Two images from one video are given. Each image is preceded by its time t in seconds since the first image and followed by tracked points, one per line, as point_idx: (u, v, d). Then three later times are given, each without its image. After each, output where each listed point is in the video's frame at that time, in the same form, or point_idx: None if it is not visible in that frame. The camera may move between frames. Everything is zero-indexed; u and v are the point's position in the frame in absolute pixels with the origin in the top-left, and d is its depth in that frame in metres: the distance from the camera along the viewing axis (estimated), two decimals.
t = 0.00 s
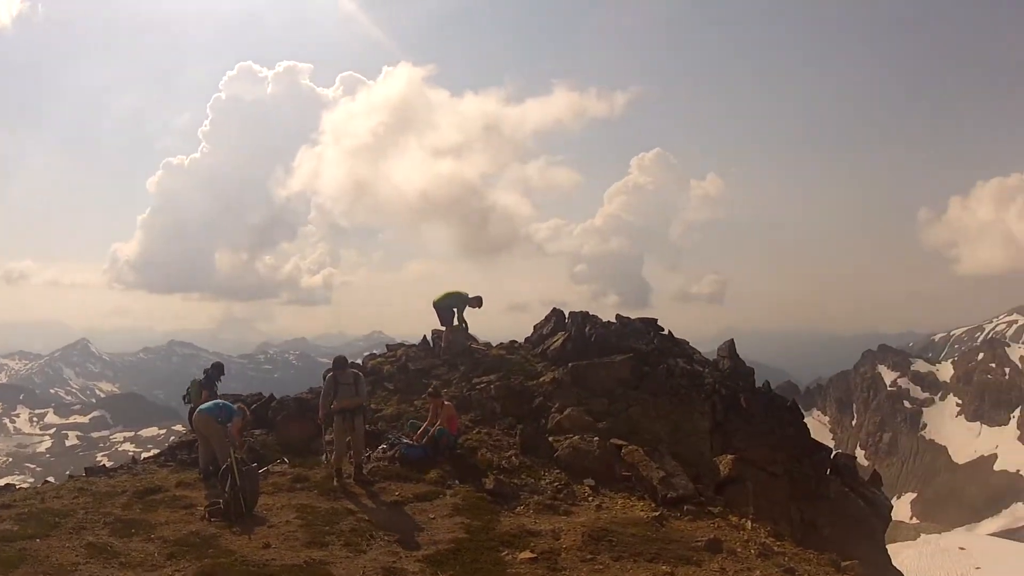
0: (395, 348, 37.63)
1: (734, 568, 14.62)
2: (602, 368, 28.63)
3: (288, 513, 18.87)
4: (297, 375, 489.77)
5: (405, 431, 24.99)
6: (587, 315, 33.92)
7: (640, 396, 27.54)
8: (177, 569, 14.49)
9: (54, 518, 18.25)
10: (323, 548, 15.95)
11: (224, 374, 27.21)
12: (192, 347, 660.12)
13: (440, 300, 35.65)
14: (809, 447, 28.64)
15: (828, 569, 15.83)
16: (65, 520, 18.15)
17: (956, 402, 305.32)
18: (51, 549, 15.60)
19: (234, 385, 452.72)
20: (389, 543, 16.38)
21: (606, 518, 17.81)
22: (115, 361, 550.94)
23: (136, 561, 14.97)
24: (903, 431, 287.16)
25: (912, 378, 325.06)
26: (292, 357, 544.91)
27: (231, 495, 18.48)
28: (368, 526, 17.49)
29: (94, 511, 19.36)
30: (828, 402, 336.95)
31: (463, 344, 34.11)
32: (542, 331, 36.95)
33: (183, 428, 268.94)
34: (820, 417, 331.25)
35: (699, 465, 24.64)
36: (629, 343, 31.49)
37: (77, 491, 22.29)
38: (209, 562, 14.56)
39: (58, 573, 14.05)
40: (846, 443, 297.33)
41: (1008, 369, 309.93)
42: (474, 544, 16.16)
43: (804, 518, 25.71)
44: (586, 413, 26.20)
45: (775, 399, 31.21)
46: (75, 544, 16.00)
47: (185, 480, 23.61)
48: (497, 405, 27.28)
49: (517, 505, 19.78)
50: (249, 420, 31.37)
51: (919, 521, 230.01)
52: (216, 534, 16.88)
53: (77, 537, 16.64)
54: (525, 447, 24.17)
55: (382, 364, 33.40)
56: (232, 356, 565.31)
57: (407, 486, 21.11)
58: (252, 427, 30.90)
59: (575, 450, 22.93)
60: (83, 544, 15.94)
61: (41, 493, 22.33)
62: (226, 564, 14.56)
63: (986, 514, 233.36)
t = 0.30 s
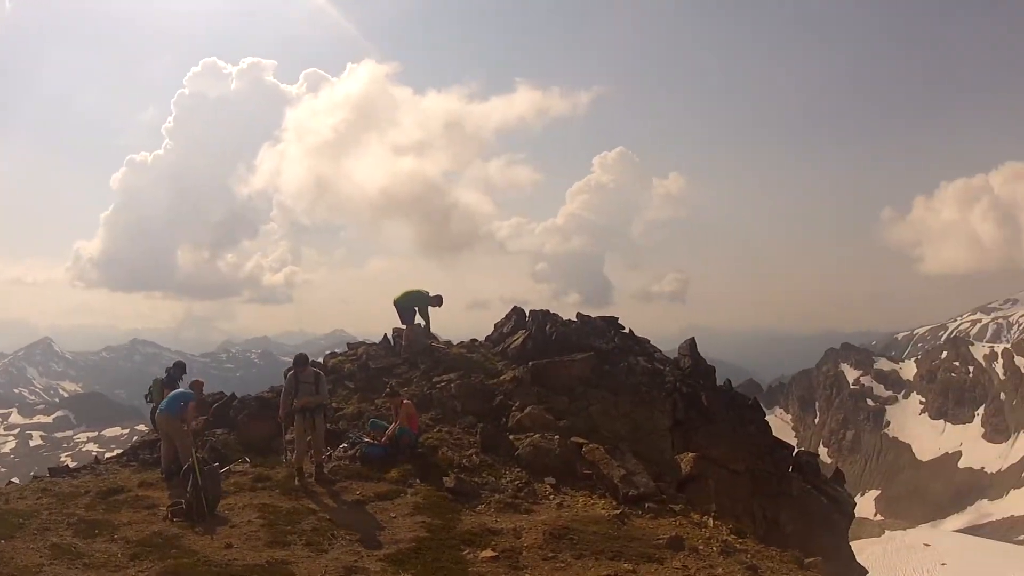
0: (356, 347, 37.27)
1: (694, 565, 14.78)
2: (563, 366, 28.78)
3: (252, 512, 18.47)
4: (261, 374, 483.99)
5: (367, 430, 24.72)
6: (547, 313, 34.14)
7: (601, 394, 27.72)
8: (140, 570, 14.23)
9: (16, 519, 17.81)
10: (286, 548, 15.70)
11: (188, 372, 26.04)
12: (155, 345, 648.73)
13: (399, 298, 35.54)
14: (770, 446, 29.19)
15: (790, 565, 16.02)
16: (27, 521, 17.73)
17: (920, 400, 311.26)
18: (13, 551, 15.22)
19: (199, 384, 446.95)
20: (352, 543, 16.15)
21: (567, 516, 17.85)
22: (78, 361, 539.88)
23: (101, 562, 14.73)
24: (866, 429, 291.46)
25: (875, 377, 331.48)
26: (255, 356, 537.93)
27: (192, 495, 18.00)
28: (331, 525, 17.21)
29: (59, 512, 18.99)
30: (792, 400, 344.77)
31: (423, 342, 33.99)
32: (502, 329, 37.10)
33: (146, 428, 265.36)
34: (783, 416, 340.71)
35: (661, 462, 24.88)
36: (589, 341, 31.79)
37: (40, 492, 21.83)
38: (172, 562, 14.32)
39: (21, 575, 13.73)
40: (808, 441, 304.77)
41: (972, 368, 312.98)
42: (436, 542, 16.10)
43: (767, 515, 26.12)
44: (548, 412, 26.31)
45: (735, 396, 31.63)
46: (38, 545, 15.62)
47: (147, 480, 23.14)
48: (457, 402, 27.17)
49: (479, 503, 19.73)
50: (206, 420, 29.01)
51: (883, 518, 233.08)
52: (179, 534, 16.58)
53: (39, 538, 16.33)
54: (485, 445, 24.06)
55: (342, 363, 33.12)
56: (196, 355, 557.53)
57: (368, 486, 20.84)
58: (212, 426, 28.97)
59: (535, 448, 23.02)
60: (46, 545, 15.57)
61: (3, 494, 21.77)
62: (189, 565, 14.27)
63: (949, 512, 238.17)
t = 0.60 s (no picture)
0: (313, 350, 36.92)
1: (654, 566, 14.86)
2: (521, 369, 28.97)
3: (212, 514, 18.21)
4: (224, 376, 476.49)
5: (326, 432, 24.50)
6: (504, 316, 34.48)
7: (560, 398, 27.91)
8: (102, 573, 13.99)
9: None
10: (246, 550, 15.50)
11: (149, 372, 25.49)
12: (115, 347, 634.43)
13: (357, 300, 35.42)
14: (726, 447, 29.81)
15: (749, 565, 16.17)
16: None
17: (881, 401, 314.68)
18: None
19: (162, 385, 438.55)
20: (311, 545, 15.99)
21: (525, 518, 17.88)
22: (36, 363, 526.73)
23: (62, 565, 14.42)
24: (825, 432, 298.50)
25: (835, 379, 338.56)
26: (216, 358, 529.07)
27: (151, 497, 17.72)
28: (290, 528, 17.04)
29: (17, 514, 18.58)
30: (750, 403, 352.56)
31: (381, 344, 33.81)
32: (460, 332, 37.31)
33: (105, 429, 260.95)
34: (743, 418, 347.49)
35: (620, 464, 25.12)
36: (545, 344, 32.11)
37: None
38: (131, 566, 14.07)
39: None
40: (770, 443, 307.93)
41: (933, 369, 316.20)
42: (393, 544, 16.00)
43: (726, 516, 26.60)
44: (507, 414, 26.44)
45: (692, 400, 32.15)
46: None
47: (108, 483, 22.75)
48: (415, 405, 27.04)
49: (437, 505, 19.62)
50: (165, 422, 28.53)
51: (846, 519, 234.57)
52: (138, 538, 16.26)
53: None
54: (443, 447, 23.99)
55: (301, 365, 32.86)
56: (157, 357, 546.64)
57: (327, 488, 20.60)
58: (172, 428, 28.42)
59: (493, 451, 23.04)
60: (5, 549, 15.19)
61: None
62: (146, 568, 14.02)
63: (911, 514, 239.85)
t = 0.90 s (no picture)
0: (269, 352, 36.47)
1: (609, 570, 14.96)
2: (476, 372, 28.97)
3: (168, 517, 17.90)
4: (183, 378, 469.51)
5: (280, 436, 24.21)
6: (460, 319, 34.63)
7: (515, 402, 28.03)
8: None
9: None
10: (201, 554, 15.26)
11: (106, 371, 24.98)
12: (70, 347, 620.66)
13: (313, 302, 35.11)
14: (681, 451, 30.29)
15: (704, 568, 16.37)
16: None
17: (839, 405, 322.02)
18: None
19: (121, 385, 430.85)
20: (265, 549, 15.79)
21: (480, 522, 17.90)
22: None
23: (19, 568, 14.09)
24: (782, 435, 308.14)
25: (792, 383, 346.59)
26: (174, 360, 520.66)
27: (107, 500, 17.37)
28: (245, 532, 16.82)
29: None
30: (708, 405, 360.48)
31: (336, 345, 33.48)
32: (415, 335, 37.29)
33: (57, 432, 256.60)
34: (700, 421, 355.16)
35: (576, 468, 25.30)
36: (501, 348, 32.27)
37: None
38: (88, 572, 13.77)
39: None
40: (727, 446, 317.68)
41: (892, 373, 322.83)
42: (348, 549, 15.87)
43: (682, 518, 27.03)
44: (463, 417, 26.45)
45: (647, 401, 32.69)
46: None
47: (63, 485, 22.28)
48: (370, 408, 26.80)
49: (392, 509, 19.48)
50: (121, 425, 27.99)
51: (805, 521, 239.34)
52: (95, 541, 15.93)
53: None
54: (398, 451, 23.86)
55: (256, 367, 32.49)
56: (115, 358, 536.78)
57: (282, 491, 20.34)
58: (128, 430, 27.83)
59: (448, 454, 22.99)
60: None
61: None
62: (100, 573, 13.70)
63: (871, 517, 242.39)
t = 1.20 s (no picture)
0: (226, 350, 36.03)
1: (565, 566, 15.06)
2: (433, 369, 29.02)
3: (129, 516, 17.64)
4: (142, 376, 462.31)
5: (237, 433, 23.92)
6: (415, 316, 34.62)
7: (471, 399, 28.13)
8: None
9: None
10: (159, 553, 15.06)
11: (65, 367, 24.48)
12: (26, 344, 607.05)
13: (270, 299, 34.74)
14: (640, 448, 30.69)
15: (662, 565, 16.53)
16: None
17: (797, 403, 327.72)
18: None
19: (78, 383, 421.87)
20: (222, 548, 15.63)
21: (437, 519, 17.91)
22: None
23: None
24: (740, 432, 314.72)
25: (750, 379, 351.22)
26: (132, 357, 512.27)
27: (67, 499, 17.06)
28: (203, 530, 16.64)
29: None
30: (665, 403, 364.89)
31: (293, 343, 33.11)
32: (371, 332, 37.16)
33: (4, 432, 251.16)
34: (658, 417, 359.29)
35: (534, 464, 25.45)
36: (456, 346, 32.40)
37: None
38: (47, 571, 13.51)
39: None
40: (685, 443, 325.13)
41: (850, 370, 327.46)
42: (304, 547, 15.74)
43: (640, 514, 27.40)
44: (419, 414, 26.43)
45: (600, 398, 33.04)
46: None
47: (22, 484, 21.81)
48: (326, 405, 26.57)
49: (349, 506, 19.38)
50: (80, 422, 27.50)
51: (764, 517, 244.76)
52: (54, 541, 15.61)
53: None
54: (354, 447, 23.70)
55: (213, 365, 32.11)
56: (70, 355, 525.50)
57: (239, 489, 20.12)
58: (87, 429, 27.29)
59: (405, 452, 22.94)
60: None
61: None
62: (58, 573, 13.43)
63: (827, 513, 248.52)
